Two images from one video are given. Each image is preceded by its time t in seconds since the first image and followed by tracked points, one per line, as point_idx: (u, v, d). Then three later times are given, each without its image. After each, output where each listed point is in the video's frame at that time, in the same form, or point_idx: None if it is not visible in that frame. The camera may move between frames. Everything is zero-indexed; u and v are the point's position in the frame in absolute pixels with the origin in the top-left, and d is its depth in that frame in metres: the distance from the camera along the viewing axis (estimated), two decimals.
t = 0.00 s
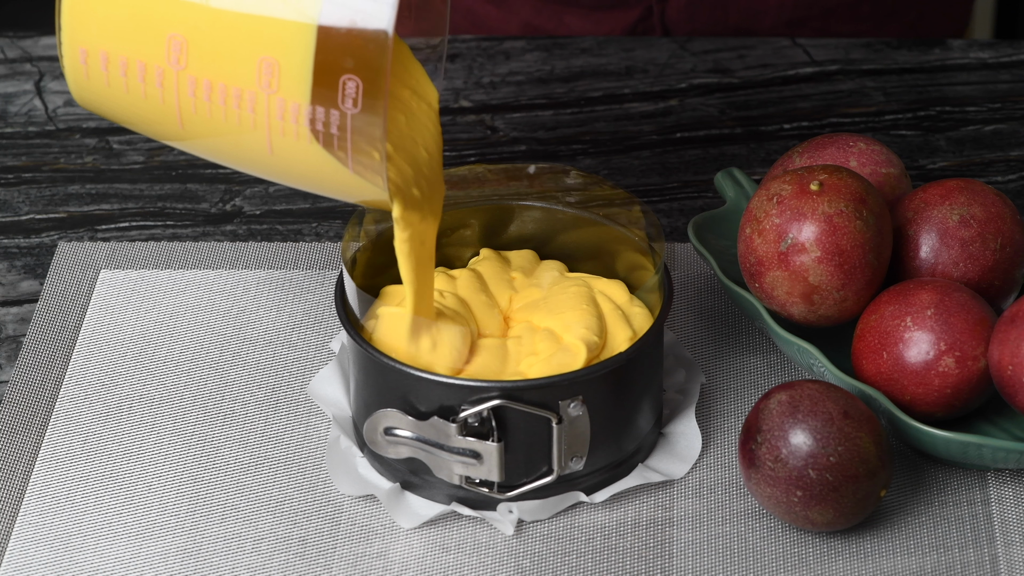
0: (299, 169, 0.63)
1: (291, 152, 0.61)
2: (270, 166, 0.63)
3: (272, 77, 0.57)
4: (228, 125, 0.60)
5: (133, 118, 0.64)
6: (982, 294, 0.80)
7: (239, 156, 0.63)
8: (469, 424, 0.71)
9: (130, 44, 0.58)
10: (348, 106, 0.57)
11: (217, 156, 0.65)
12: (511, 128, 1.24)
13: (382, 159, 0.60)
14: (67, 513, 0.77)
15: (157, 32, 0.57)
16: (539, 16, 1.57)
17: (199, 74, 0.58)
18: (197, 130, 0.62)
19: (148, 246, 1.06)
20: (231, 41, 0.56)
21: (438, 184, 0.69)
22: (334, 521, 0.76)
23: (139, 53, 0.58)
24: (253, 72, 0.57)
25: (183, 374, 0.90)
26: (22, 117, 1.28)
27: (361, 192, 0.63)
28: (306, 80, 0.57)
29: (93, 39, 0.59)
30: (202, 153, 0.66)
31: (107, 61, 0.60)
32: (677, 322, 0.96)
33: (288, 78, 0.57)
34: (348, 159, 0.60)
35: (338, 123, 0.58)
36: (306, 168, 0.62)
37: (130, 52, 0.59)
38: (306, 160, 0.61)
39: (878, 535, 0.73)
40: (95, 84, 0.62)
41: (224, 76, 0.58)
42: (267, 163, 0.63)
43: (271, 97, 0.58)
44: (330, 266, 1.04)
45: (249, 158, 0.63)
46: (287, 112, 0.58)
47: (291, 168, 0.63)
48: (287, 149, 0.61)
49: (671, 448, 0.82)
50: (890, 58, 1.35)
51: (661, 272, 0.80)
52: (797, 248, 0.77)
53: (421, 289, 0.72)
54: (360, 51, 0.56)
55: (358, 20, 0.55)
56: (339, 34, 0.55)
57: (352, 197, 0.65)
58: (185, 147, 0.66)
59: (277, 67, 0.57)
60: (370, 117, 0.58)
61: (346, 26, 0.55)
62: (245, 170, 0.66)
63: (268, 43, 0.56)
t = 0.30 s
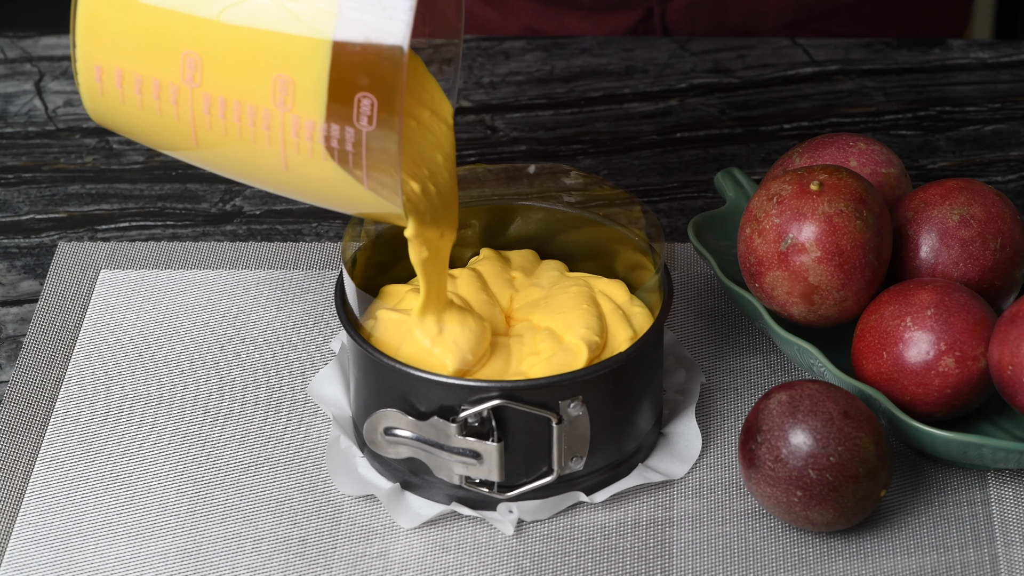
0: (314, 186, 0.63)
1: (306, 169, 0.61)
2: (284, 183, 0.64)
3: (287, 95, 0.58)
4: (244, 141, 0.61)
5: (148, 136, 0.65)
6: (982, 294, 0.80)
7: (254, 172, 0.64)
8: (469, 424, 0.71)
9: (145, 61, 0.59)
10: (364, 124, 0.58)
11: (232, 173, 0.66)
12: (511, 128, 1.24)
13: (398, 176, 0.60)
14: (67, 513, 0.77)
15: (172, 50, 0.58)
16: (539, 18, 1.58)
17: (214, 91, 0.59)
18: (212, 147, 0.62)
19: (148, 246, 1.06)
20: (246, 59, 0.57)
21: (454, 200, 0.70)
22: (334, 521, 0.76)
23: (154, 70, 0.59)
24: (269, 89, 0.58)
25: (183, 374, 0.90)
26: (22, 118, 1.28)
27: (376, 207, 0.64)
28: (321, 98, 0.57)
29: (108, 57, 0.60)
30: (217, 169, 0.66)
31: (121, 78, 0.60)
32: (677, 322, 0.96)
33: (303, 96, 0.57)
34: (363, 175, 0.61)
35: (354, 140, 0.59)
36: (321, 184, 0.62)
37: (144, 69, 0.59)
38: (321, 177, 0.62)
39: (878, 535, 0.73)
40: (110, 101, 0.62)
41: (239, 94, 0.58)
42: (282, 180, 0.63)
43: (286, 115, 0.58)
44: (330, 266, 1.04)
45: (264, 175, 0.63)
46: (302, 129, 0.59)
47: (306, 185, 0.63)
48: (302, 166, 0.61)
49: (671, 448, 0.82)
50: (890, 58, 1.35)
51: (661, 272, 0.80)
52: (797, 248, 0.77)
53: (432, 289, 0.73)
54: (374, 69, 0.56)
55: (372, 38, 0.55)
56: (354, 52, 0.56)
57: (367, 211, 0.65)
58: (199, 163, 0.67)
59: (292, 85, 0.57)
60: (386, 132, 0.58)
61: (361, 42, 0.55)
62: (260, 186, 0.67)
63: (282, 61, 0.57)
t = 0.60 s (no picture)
0: (328, 192, 0.63)
1: (320, 175, 0.61)
2: (298, 189, 0.63)
3: (303, 99, 0.58)
4: (259, 146, 0.61)
5: (162, 141, 0.65)
6: (982, 294, 0.80)
7: (268, 178, 0.63)
8: (469, 424, 0.71)
9: (160, 65, 0.59)
10: (379, 128, 0.58)
11: (246, 179, 0.66)
12: (511, 128, 1.24)
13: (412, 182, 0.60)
14: (67, 513, 0.77)
15: (187, 54, 0.58)
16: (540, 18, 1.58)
17: (229, 95, 0.59)
18: (226, 152, 0.62)
19: (148, 246, 1.06)
20: (261, 63, 0.57)
21: (466, 207, 0.70)
22: (334, 521, 0.76)
23: (168, 74, 0.59)
24: (284, 93, 0.58)
25: (183, 374, 0.90)
26: (22, 118, 1.28)
27: (390, 213, 0.64)
28: (337, 102, 0.57)
29: (123, 61, 0.60)
30: (230, 175, 0.66)
31: (136, 82, 0.61)
32: (677, 322, 0.96)
33: (319, 100, 0.57)
34: (378, 181, 0.61)
35: (369, 146, 0.59)
36: (335, 191, 0.62)
37: (159, 73, 0.60)
38: (335, 182, 0.61)
39: (878, 535, 0.73)
40: (124, 106, 0.62)
41: (254, 98, 0.58)
42: (296, 186, 0.63)
43: (301, 119, 0.58)
44: (330, 266, 1.04)
45: (278, 181, 0.63)
46: (317, 134, 0.59)
47: (320, 191, 0.63)
48: (316, 172, 0.61)
49: (671, 448, 0.82)
50: (890, 58, 1.35)
51: (661, 272, 0.80)
52: (797, 248, 0.77)
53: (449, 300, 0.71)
54: (390, 73, 0.56)
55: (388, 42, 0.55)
56: (370, 55, 0.56)
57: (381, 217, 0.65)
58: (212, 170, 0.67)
59: (307, 89, 0.57)
60: (400, 139, 0.58)
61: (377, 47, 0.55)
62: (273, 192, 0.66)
63: (298, 66, 0.57)
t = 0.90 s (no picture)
0: (347, 201, 0.63)
1: (340, 184, 0.61)
2: (317, 197, 0.63)
3: (324, 108, 0.58)
4: (279, 155, 0.61)
5: (182, 149, 0.65)
6: (982, 294, 0.80)
7: (287, 187, 0.63)
8: (469, 424, 0.71)
9: (180, 73, 0.59)
10: (400, 138, 0.58)
11: (264, 188, 0.66)
12: (511, 129, 1.24)
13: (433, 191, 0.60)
14: (67, 513, 0.77)
15: (208, 62, 0.58)
16: (540, 18, 1.58)
17: (249, 104, 0.59)
18: (246, 160, 0.62)
19: (148, 246, 1.06)
20: (282, 72, 0.57)
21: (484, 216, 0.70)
22: (334, 521, 0.76)
23: (189, 82, 0.59)
24: (304, 102, 0.58)
25: (183, 374, 0.90)
26: (22, 118, 1.28)
27: (409, 222, 0.64)
28: (358, 111, 0.57)
29: (142, 68, 0.60)
30: (247, 184, 0.66)
31: (155, 90, 0.61)
32: (677, 322, 0.96)
33: (339, 109, 0.58)
34: (398, 191, 0.61)
35: (390, 156, 0.59)
36: (355, 200, 0.62)
37: (180, 81, 0.60)
38: (354, 192, 0.61)
39: (878, 535, 0.73)
40: (144, 114, 0.62)
41: (274, 107, 0.58)
42: (315, 195, 0.63)
43: (322, 128, 0.58)
44: (330, 266, 1.04)
45: (297, 190, 0.63)
46: (337, 143, 0.59)
47: (339, 200, 0.63)
48: (336, 181, 0.61)
49: (671, 448, 0.82)
50: (890, 58, 1.35)
51: (661, 272, 0.80)
52: (797, 248, 0.77)
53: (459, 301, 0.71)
54: (411, 83, 0.56)
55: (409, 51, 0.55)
56: (390, 64, 0.56)
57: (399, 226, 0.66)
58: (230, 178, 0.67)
59: (328, 98, 0.57)
60: (422, 149, 0.58)
61: (398, 56, 0.55)
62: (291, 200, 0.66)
63: (319, 75, 0.57)
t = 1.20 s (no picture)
0: (360, 212, 0.63)
1: (353, 196, 0.61)
2: (330, 207, 0.63)
3: (339, 119, 0.58)
4: (293, 165, 0.61)
5: (195, 159, 0.65)
6: (982, 294, 0.80)
7: (300, 196, 0.63)
8: (469, 424, 0.71)
9: (195, 82, 0.59)
10: (415, 149, 0.58)
11: (276, 197, 0.65)
12: (511, 129, 1.24)
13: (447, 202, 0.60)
14: (67, 513, 0.77)
15: (223, 71, 0.58)
16: (540, 18, 1.58)
17: (264, 113, 0.59)
18: (259, 170, 0.62)
19: (148, 246, 1.06)
20: (298, 81, 0.57)
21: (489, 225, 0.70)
22: (334, 521, 0.76)
23: (203, 91, 0.59)
24: (320, 113, 0.58)
25: (183, 374, 0.90)
26: (22, 118, 1.28)
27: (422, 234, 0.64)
28: (373, 123, 0.57)
29: (157, 76, 0.60)
30: (259, 193, 0.66)
31: (169, 98, 0.60)
32: (677, 322, 0.96)
33: (355, 120, 0.57)
34: (411, 204, 0.61)
35: (404, 168, 0.59)
36: (368, 211, 0.62)
37: (194, 90, 0.60)
38: (367, 203, 0.61)
39: (878, 535, 0.73)
40: (157, 122, 0.62)
41: (288, 117, 0.58)
42: (328, 205, 0.63)
43: (336, 139, 0.58)
44: (330, 266, 1.04)
45: (310, 200, 0.63)
46: (351, 155, 0.59)
47: (352, 211, 0.63)
48: (349, 192, 0.61)
49: (671, 448, 0.82)
50: (890, 58, 1.35)
51: (661, 272, 0.80)
52: (797, 248, 0.77)
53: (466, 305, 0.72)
54: (427, 95, 0.57)
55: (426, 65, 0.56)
56: (405, 77, 0.56)
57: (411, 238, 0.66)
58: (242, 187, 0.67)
59: (343, 109, 0.57)
60: (436, 162, 0.58)
61: (414, 69, 0.56)
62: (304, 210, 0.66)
63: (334, 85, 0.57)
